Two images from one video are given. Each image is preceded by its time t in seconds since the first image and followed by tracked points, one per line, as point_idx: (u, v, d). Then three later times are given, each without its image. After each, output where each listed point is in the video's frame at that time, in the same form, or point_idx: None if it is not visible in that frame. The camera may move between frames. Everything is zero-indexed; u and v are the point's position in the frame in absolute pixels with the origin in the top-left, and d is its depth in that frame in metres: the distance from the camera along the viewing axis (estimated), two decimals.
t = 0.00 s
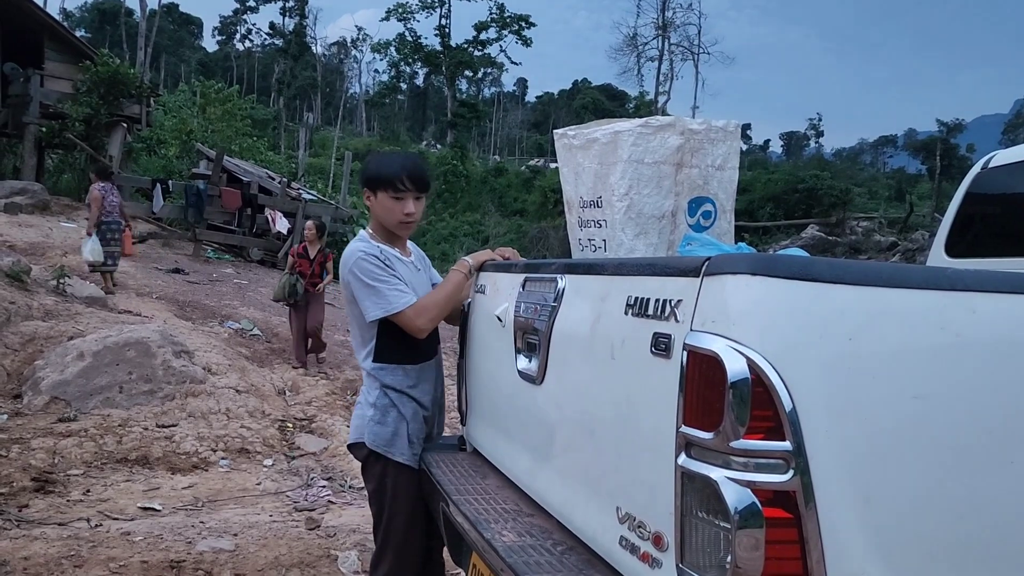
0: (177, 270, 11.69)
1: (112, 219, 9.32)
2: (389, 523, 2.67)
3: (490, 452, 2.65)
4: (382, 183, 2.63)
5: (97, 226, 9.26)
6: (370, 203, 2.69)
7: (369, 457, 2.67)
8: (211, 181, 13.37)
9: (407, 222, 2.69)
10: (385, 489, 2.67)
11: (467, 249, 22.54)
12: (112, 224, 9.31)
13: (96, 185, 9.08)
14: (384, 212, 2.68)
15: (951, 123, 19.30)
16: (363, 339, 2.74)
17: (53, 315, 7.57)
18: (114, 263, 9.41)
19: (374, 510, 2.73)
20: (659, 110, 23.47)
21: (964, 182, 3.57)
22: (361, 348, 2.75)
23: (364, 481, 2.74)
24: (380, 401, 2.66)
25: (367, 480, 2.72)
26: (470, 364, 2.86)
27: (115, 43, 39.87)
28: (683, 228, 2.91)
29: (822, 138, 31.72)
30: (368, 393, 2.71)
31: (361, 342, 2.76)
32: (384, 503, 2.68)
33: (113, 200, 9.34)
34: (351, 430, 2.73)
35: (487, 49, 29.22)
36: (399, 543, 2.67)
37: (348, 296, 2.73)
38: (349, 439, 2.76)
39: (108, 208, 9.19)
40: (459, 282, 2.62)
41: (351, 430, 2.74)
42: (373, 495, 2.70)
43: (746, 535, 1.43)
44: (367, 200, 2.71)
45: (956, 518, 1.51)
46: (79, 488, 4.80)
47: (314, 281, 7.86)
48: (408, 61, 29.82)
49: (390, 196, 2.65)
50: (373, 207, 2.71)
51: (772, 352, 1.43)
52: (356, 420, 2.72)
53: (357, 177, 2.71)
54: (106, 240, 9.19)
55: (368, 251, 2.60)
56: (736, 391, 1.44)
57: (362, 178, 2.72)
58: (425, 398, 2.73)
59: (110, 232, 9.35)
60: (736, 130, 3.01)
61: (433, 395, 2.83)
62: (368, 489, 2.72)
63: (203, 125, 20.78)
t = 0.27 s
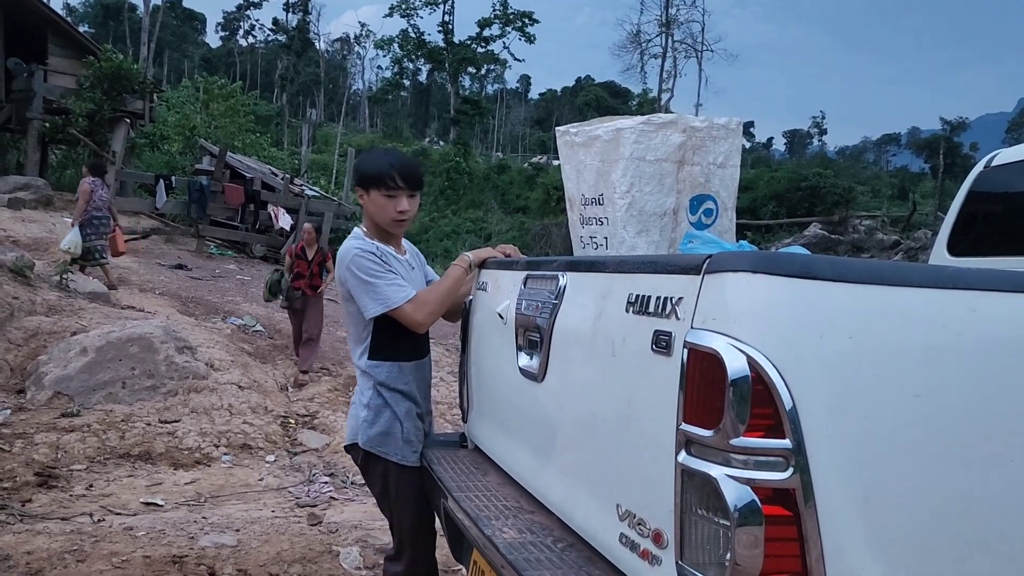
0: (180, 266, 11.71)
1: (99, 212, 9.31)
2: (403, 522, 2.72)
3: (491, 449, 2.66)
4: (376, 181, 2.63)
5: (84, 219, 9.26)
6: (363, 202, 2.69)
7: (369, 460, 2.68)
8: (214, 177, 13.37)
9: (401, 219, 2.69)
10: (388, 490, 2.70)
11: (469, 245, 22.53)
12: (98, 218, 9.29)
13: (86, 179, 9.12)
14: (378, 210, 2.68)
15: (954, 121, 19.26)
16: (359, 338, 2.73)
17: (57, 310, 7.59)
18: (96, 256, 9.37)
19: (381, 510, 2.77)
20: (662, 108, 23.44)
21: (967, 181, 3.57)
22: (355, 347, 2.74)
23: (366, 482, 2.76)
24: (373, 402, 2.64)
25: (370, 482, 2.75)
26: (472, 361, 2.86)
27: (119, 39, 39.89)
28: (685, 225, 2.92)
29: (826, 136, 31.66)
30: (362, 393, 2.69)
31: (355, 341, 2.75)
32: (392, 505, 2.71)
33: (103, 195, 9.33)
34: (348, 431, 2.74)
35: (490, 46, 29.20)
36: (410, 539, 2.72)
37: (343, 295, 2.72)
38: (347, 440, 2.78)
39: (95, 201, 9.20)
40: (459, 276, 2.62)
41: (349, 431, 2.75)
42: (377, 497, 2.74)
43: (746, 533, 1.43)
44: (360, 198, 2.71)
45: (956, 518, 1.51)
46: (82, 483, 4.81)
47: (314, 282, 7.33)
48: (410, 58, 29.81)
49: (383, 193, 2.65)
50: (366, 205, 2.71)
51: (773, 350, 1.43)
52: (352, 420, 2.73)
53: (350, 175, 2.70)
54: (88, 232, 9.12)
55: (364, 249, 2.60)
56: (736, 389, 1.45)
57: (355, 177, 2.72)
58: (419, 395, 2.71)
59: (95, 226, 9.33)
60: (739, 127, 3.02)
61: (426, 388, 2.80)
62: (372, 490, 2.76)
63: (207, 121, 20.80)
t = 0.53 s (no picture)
0: (182, 262, 11.72)
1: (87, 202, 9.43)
2: (383, 514, 2.69)
3: (496, 445, 2.66)
4: (384, 178, 2.63)
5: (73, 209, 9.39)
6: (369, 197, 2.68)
7: (357, 452, 2.67)
8: (217, 173, 13.37)
9: (406, 217, 2.69)
10: (375, 482, 2.67)
11: (472, 242, 22.52)
12: (86, 208, 9.43)
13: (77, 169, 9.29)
14: (384, 207, 2.68)
15: (958, 120, 19.22)
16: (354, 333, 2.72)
17: (60, 305, 7.60)
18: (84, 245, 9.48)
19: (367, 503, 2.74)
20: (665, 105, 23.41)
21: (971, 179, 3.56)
22: (350, 342, 2.72)
23: (354, 476, 2.75)
24: (364, 394, 2.63)
25: (357, 475, 2.73)
26: (476, 358, 2.87)
27: (121, 35, 39.88)
28: (689, 222, 2.91)
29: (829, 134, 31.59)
30: (354, 387, 2.68)
31: (350, 335, 2.73)
32: (375, 497, 2.69)
33: (94, 185, 9.47)
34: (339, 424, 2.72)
35: (493, 43, 29.18)
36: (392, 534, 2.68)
37: (342, 288, 2.71)
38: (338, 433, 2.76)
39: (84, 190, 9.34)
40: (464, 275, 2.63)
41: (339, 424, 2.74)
42: (364, 489, 2.71)
43: (751, 529, 1.44)
44: (366, 193, 2.70)
45: (959, 515, 1.51)
46: (86, 478, 4.82)
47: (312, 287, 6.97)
48: (413, 54, 29.84)
49: (389, 190, 2.64)
50: (371, 201, 2.70)
51: (779, 346, 1.43)
52: (343, 414, 2.71)
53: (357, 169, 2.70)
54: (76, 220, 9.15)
55: (369, 245, 2.59)
56: (742, 385, 1.45)
57: (361, 171, 2.71)
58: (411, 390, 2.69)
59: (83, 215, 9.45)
60: (743, 124, 3.02)
61: (419, 384, 2.78)
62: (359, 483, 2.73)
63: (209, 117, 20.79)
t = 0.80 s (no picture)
0: (185, 260, 11.73)
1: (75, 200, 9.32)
2: (364, 518, 2.59)
3: (497, 443, 2.66)
4: (367, 179, 2.56)
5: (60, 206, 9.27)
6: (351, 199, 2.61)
7: (336, 454, 2.58)
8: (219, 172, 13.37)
9: (387, 220, 2.62)
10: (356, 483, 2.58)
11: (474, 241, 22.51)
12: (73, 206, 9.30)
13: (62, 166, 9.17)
14: (366, 209, 2.61)
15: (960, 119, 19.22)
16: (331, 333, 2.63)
17: (62, 303, 7.61)
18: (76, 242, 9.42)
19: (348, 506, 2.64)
20: (667, 104, 23.40)
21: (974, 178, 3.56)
22: (326, 342, 2.63)
23: (333, 477, 2.66)
24: (343, 394, 2.54)
25: (336, 476, 2.63)
26: (478, 356, 2.87)
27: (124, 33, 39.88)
28: (692, 221, 2.91)
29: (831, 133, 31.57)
30: (332, 387, 2.59)
31: (325, 334, 2.65)
32: (356, 498, 2.60)
33: (81, 182, 9.34)
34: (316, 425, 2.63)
35: (495, 42, 29.18)
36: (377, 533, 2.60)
37: (319, 288, 2.62)
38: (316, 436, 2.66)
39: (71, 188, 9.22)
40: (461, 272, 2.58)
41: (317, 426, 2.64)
42: (345, 490, 2.61)
43: (752, 527, 1.44)
44: (347, 194, 2.63)
45: (960, 515, 1.51)
46: (88, 476, 4.83)
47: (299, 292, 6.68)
48: (416, 53, 29.72)
49: (372, 192, 2.58)
50: (352, 203, 2.63)
51: (781, 345, 1.43)
52: (320, 416, 2.61)
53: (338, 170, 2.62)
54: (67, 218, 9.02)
55: (352, 244, 2.53)
56: (743, 383, 1.45)
57: (342, 173, 2.64)
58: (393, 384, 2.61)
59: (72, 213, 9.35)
60: (746, 122, 3.02)
61: (399, 382, 2.69)
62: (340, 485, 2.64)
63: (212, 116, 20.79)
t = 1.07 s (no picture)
0: (186, 259, 11.73)
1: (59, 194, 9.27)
2: (347, 523, 2.59)
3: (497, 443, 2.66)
4: (337, 183, 2.50)
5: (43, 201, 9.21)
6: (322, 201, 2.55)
7: (315, 458, 2.58)
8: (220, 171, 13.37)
9: (359, 223, 2.58)
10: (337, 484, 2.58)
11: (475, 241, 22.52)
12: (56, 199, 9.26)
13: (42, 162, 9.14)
14: (337, 211, 2.55)
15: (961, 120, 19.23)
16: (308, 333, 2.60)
17: (64, 302, 7.61)
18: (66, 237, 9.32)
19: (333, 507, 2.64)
20: (668, 104, 23.40)
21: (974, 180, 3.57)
22: (303, 343, 2.61)
23: (318, 479, 2.65)
24: (318, 398, 2.52)
25: (320, 477, 2.63)
26: (477, 356, 2.87)
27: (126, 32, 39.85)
28: (692, 221, 2.91)
29: (833, 134, 31.58)
30: (309, 388, 2.57)
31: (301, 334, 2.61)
32: (339, 500, 2.59)
33: (62, 176, 9.34)
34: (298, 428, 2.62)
35: (496, 41, 29.19)
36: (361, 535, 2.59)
37: (295, 291, 2.58)
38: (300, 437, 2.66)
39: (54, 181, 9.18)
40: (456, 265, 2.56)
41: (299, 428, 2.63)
42: (328, 492, 2.61)
43: (752, 528, 1.44)
44: (318, 197, 2.57)
45: (959, 516, 1.51)
46: (89, 475, 4.83)
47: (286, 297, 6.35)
48: (417, 53, 29.70)
49: (342, 195, 2.52)
50: (323, 206, 2.58)
51: (782, 346, 1.43)
52: (301, 418, 2.61)
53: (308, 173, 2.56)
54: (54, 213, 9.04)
55: (328, 242, 2.50)
56: (743, 384, 1.45)
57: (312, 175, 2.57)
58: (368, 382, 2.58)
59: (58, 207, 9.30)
60: (747, 123, 3.02)
61: (377, 380, 2.66)
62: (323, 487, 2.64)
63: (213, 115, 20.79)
